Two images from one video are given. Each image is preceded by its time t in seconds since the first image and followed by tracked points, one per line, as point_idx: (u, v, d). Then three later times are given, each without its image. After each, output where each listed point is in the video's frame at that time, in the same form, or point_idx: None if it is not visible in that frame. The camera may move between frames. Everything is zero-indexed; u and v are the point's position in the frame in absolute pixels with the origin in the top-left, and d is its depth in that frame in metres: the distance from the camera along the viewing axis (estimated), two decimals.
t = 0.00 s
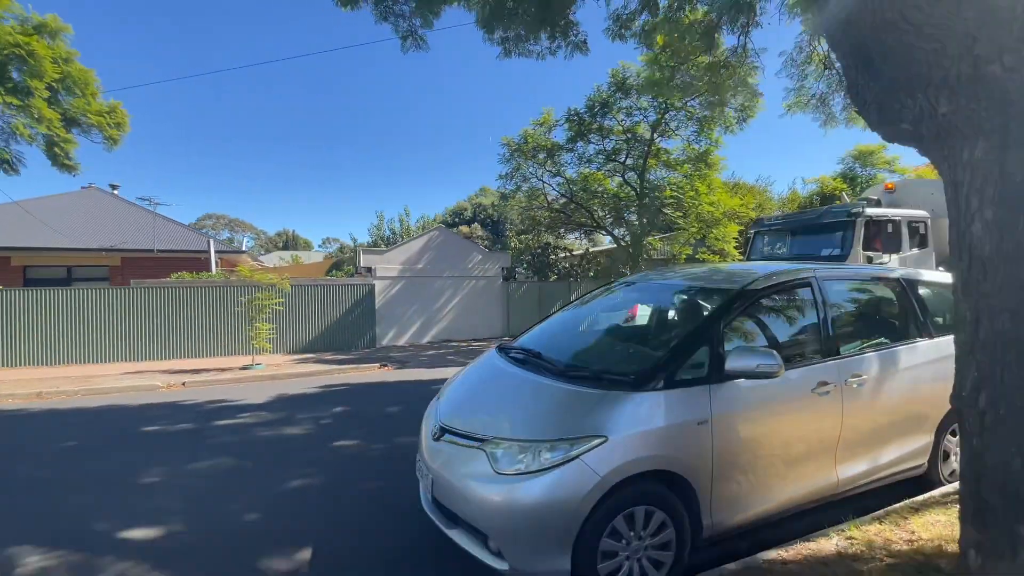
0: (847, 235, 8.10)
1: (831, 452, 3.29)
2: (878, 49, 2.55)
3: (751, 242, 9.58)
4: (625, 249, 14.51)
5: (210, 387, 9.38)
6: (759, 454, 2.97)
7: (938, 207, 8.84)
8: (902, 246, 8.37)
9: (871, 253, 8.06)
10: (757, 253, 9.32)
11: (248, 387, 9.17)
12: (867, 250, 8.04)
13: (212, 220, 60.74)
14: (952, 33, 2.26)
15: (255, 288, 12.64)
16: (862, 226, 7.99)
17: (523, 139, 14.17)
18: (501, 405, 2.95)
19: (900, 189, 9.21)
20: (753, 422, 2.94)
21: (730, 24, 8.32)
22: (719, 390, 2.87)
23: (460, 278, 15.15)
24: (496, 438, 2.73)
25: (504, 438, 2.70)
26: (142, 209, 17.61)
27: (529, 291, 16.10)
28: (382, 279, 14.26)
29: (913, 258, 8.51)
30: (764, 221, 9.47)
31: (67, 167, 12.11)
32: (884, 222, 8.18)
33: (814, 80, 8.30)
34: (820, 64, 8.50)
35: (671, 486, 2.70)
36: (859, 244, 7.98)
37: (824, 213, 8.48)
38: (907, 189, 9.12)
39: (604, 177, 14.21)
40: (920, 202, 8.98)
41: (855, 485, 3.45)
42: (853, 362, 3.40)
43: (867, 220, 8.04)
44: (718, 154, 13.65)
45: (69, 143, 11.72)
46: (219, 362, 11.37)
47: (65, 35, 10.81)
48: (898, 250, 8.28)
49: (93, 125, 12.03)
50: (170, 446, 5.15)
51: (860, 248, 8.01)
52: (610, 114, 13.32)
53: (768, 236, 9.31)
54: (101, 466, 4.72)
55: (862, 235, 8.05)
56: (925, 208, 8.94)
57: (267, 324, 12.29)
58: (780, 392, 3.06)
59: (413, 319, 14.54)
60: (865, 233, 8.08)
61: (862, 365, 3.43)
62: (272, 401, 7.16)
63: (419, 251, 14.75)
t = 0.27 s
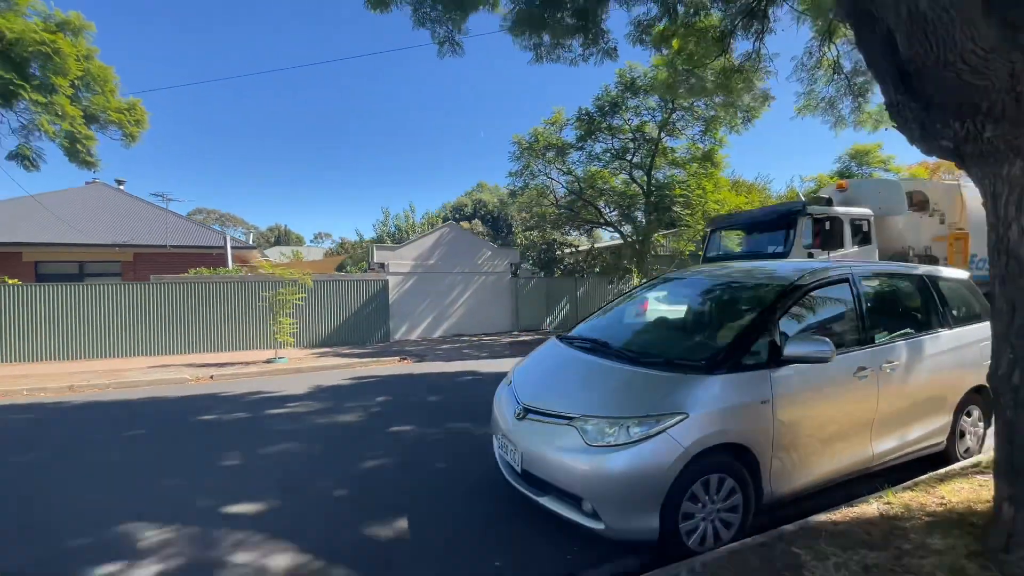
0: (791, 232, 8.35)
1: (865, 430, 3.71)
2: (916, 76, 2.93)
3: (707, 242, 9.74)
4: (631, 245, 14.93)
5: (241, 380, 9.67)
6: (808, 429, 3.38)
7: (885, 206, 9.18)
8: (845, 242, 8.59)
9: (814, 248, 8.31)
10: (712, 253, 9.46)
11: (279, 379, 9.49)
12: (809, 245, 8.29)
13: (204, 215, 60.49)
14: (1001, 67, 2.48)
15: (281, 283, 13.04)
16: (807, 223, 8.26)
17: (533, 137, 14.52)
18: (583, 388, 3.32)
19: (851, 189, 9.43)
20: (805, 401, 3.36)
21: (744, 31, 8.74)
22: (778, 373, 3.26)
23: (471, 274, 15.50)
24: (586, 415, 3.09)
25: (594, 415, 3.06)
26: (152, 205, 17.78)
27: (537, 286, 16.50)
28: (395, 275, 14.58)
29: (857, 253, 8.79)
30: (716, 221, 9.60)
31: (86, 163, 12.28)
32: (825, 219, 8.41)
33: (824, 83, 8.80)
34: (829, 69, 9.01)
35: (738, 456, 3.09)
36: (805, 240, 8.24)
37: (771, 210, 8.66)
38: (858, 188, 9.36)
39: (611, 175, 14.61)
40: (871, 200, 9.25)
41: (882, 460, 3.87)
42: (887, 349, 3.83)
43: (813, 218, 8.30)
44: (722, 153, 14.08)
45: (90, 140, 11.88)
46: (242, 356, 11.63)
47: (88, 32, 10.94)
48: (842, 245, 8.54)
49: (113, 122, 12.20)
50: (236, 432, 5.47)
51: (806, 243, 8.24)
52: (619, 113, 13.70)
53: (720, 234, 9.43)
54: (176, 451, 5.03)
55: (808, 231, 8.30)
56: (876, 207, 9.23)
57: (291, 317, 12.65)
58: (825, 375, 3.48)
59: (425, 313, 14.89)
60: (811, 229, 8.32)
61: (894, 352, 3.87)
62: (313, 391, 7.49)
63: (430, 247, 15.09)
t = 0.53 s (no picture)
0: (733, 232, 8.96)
1: (887, 415, 4.09)
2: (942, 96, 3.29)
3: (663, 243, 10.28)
4: (637, 242, 15.29)
5: (265, 375, 9.94)
6: (837, 415, 3.75)
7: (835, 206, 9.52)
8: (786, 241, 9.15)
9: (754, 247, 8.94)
10: (666, 253, 10.03)
11: (302, 374, 9.77)
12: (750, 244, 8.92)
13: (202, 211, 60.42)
14: None
15: (299, 280, 13.36)
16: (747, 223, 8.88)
17: (542, 136, 14.83)
18: (635, 379, 3.66)
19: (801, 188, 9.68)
20: (835, 389, 3.72)
21: (755, 36, 9.12)
22: (811, 365, 3.62)
23: (479, 271, 15.82)
24: (641, 403, 3.43)
25: (649, 402, 3.40)
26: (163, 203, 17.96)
27: (543, 283, 16.83)
28: (406, 272, 14.87)
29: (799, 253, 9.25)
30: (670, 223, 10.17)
31: (104, 162, 12.42)
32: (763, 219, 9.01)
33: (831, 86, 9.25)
34: (836, 73, 9.48)
35: (780, 439, 3.44)
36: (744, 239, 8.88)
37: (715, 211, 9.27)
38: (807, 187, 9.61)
39: (617, 174, 14.95)
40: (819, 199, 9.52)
41: (899, 444, 4.24)
42: (904, 343, 4.20)
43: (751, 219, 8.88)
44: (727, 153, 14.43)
45: (110, 138, 12.03)
46: (261, 352, 11.89)
47: (109, 32, 11.05)
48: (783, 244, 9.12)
49: (132, 122, 12.38)
50: (285, 422, 5.76)
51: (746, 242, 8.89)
52: (627, 114, 14.03)
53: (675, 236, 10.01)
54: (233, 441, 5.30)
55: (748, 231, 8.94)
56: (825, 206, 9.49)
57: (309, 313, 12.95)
58: (851, 366, 3.85)
59: (435, 310, 15.19)
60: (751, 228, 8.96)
61: (910, 346, 4.24)
62: (344, 385, 7.79)
63: (440, 245, 15.37)
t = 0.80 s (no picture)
0: (678, 231, 8.98)
1: (906, 403, 4.41)
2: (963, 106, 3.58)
3: (627, 241, 10.41)
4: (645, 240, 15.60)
5: (289, 370, 10.22)
6: (863, 403, 4.08)
7: (788, 204, 9.23)
8: (732, 240, 9.12)
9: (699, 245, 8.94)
10: (626, 252, 10.17)
11: (326, 368, 10.05)
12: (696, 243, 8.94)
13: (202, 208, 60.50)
14: None
15: (316, 277, 13.63)
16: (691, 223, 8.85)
17: (551, 135, 15.13)
18: (678, 370, 3.96)
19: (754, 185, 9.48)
20: (861, 379, 4.05)
21: (767, 39, 9.45)
22: (841, 356, 3.94)
23: (490, 268, 16.11)
24: (686, 392, 3.73)
25: (694, 390, 3.70)
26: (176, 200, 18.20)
27: (551, 280, 17.12)
28: (419, 269, 15.15)
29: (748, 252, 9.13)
30: (633, 220, 10.28)
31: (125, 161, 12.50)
32: (708, 217, 8.99)
33: (840, 89, 9.61)
34: (844, 75, 9.84)
35: (814, 424, 3.77)
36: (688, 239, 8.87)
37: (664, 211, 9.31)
38: (759, 185, 9.40)
39: (625, 173, 15.26)
40: (769, 198, 9.32)
41: (916, 430, 4.58)
42: (921, 336, 4.53)
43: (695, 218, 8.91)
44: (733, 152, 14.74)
45: (132, 137, 12.18)
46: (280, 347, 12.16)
47: (129, 32, 11.10)
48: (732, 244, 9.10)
49: (152, 120, 12.50)
50: (328, 413, 6.06)
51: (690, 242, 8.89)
52: (635, 113, 14.30)
53: (635, 234, 10.14)
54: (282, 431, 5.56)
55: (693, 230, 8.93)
56: (776, 205, 9.28)
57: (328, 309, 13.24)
58: (875, 357, 4.17)
59: (447, 306, 15.48)
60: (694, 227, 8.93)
61: (927, 339, 4.57)
62: (374, 378, 8.08)
63: (452, 242, 15.65)
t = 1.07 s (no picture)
0: (628, 228, 8.22)
1: (918, 388, 4.73)
2: (976, 113, 3.90)
3: (582, 239, 9.59)
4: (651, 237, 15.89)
5: (310, 364, 10.48)
6: (880, 389, 4.39)
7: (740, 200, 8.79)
8: (683, 235, 8.46)
9: (650, 243, 8.17)
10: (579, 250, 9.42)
11: (347, 363, 10.32)
12: (643, 238, 8.17)
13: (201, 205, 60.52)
14: None
15: (331, 273, 13.89)
16: (639, 218, 8.09)
17: (559, 134, 15.38)
18: (710, 359, 4.26)
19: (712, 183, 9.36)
20: (878, 366, 4.37)
21: (774, 42, 9.79)
22: (861, 346, 4.25)
23: (499, 264, 16.38)
24: (719, 379, 4.04)
25: (727, 378, 4.00)
26: (186, 198, 18.40)
27: (558, 277, 17.40)
28: (430, 265, 15.42)
29: (698, 247, 8.59)
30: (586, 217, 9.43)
31: (143, 160, 12.60)
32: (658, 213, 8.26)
33: (846, 90, 9.91)
34: (849, 77, 10.16)
35: (837, 408, 4.08)
36: (638, 236, 8.10)
37: (614, 205, 8.52)
38: (715, 182, 9.28)
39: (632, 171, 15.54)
40: (724, 194, 9.09)
41: (927, 416, 4.89)
42: (932, 328, 4.85)
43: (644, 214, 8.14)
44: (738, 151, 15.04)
45: (152, 136, 12.34)
46: (298, 343, 12.40)
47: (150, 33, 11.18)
48: (681, 240, 8.42)
49: (171, 119, 12.62)
50: (363, 403, 6.33)
51: (639, 239, 8.10)
52: (643, 113, 14.56)
53: (589, 232, 9.30)
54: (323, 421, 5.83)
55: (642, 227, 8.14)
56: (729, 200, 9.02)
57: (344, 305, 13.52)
58: (891, 347, 4.49)
59: (457, 302, 15.74)
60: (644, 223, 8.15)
61: (937, 330, 4.89)
62: (398, 371, 8.36)
63: (462, 239, 15.92)
